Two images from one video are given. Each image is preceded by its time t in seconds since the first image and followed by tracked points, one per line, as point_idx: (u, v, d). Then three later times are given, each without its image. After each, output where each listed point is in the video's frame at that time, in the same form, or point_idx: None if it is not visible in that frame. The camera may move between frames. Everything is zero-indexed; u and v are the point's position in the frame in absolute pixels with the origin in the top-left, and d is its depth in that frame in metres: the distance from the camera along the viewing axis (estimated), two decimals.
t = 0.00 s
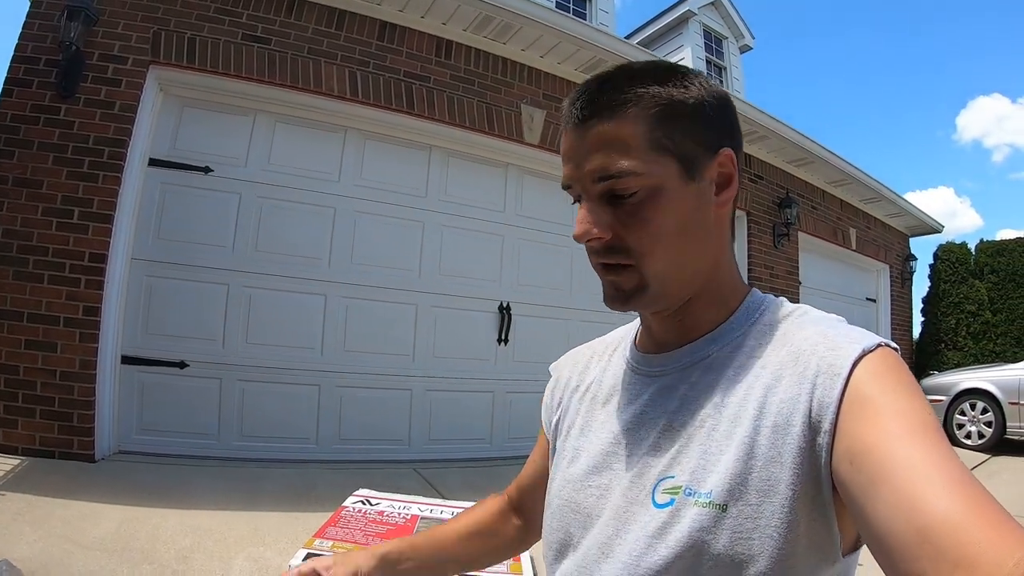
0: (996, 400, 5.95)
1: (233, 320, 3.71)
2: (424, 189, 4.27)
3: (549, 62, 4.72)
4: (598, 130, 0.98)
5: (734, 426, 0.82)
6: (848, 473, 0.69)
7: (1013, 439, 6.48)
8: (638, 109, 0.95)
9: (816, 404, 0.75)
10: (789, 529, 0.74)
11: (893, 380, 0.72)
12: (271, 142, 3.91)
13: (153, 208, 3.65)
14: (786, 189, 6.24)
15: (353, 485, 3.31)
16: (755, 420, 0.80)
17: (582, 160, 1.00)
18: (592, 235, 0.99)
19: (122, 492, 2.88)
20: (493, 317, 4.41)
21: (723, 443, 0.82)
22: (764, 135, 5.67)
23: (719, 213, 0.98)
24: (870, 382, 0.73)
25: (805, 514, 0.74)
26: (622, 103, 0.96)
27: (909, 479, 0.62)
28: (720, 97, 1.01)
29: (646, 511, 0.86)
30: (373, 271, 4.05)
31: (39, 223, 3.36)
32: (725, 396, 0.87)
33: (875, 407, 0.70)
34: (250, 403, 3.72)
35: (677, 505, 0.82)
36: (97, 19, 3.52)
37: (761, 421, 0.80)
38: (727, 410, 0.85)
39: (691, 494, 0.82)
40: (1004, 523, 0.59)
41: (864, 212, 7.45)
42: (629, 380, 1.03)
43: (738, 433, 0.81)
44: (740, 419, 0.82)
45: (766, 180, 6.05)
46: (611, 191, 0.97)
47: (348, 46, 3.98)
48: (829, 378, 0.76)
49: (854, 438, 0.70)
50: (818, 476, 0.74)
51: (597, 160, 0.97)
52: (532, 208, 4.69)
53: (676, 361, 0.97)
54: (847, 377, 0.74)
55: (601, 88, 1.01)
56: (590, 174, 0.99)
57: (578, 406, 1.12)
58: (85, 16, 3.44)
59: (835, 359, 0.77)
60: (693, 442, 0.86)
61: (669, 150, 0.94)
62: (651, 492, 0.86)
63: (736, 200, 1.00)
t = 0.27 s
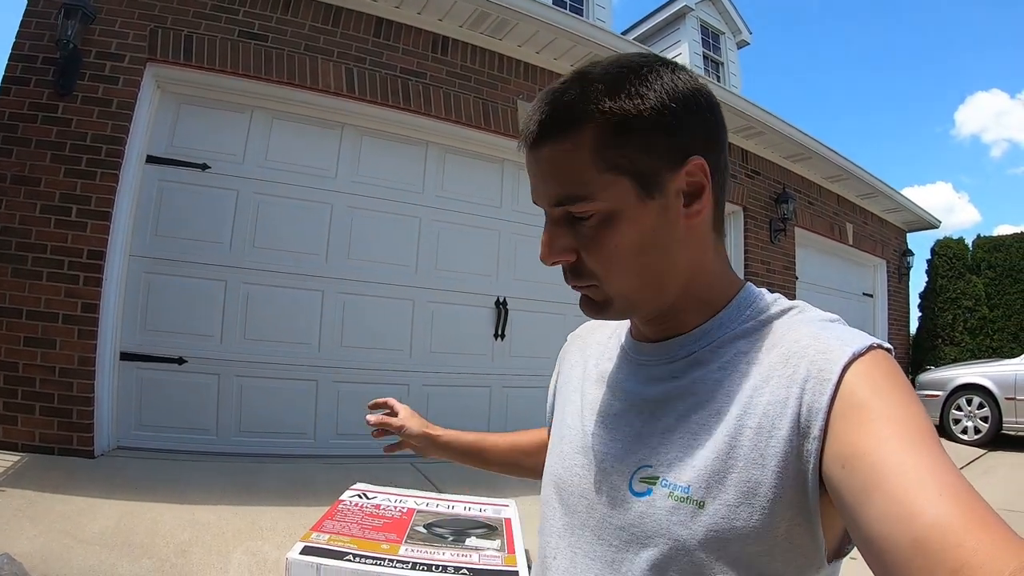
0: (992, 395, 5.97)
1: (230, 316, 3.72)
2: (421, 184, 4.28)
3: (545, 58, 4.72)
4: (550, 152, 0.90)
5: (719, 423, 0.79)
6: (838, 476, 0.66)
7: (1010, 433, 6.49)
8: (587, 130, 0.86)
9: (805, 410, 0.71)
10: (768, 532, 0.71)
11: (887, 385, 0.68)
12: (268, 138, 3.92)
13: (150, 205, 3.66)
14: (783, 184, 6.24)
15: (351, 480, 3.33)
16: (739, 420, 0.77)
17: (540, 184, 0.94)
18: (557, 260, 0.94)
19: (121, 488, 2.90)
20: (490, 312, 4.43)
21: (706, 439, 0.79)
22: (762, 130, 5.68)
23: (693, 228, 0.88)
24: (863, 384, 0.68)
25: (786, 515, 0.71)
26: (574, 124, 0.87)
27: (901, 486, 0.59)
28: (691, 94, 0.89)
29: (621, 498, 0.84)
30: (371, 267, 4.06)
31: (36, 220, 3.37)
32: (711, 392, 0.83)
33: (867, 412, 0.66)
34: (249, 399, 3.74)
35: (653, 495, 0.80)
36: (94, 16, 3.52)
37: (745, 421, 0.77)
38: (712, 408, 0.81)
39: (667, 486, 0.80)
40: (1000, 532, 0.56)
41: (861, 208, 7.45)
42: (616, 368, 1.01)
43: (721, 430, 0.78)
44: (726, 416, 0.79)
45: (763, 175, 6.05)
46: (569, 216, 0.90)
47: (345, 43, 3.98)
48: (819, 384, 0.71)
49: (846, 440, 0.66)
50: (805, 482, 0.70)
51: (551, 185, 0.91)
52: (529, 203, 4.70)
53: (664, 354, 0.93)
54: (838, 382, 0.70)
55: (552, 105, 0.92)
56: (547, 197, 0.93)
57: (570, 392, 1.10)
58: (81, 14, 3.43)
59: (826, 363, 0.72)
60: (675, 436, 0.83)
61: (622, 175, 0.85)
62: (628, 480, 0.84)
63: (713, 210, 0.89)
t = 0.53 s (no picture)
0: (990, 392, 5.99)
1: (231, 311, 3.73)
2: (421, 179, 4.28)
3: (545, 54, 4.73)
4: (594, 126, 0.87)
5: (726, 411, 0.81)
6: (844, 462, 0.67)
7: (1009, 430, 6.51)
8: (635, 106, 0.85)
9: (812, 396, 0.73)
10: (776, 518, 0.72)
11: (894, 373, 0.69)
12: (268, 134, 3.92)
13: (151, 201, 3.66)
14: (782, 181, 6.25)
15: (351, 474, 3.34)
16: (747, 407, 0.78)
17: (580, 155, 0.90)
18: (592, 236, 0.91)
19: (122, 482, 2.90)
20: (490, 308, 4.43)
21: (715, 426, 0.80)
22: (761, 127, 5.69)
23: (723, 209, 0.91)
24: (870, 372, 0.69)
25: (793, 502, 0.72)
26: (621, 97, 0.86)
27: (905, 473, 0.60)
28: (726, 78, 0.92)
29: (630, 485, 0.85)
30: (371, 262, 4.07)
31: (37, 216, 3.37)
32: (716, 380, 0.84)
33: (873, 400, 0.67)
34: (249, 394, 3.74)
35: (661, 482, 0.82)
36: (95, 12, 3.52)
37: (753, 408, 0.78)
38: (721, 395, 0.83)
39: (676, 472, 0.81)
40: (1003, 521, 0.56)
41: (860, 205, 7.46)
42: (628, 356, 1.02)
43: (730, 418, 0.79)
44: (732, 403, 0.80)
45: (762, 172, 6.06)
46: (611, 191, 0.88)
47: (345, 38, 3.99)
48: (826, 370, 0.72)
49: (852, 428, 0.67)
50: (812, 468, 0.71)
51: (595, 161, 0.88)
52: (528, 199, 4.70)
53: (676, 340, 0.94)
54: (844, 368, 0.71)
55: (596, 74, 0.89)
56: (585, 175, 0.90)
57: (581, 379, 1.11)
58: (82, 10, 3.43)
59: (833, 350, 0.74)
60: (685, 423, 0.84)
61: (671, 151, 0.85)
62: (638, 467, 0.86)
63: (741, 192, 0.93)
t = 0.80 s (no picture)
0: (988, 391, 6.00)
1: (229, 314, 3.73)
2: (417, 182, 4.27)
3: (541, 55, 4.73)
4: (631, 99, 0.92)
5: (734, 411, 0.82)
6: (844, 461, 0.69)
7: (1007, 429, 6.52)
8: (665, 82, 0.93)
9: (816, 395, 0.74)
10: (784, 517, 0.73)
11: (895, 375, 0.71)
12: (265, 136, 3.92)
13: (148, 203, 3.66)
14: (779, 181, 6.26)
15: (349, 477, 3.34)
16: (755, 406, 0.79)
17: (614, 134, 0.93)
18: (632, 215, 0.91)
19: (119, 486, 2.89)
20: (487, 310, 4.43)
21: (723, 427, 0.81)
22: (758, 127, 5.69)
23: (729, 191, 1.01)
24: (872, 375, 0.71)
25: (800, 501, 0.73)
26: (648, 75, 0.94)
27: (905, 475, 0.63)
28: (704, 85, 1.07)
29: (639, 485, 0.85)
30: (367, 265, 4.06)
31: (33, 219, 3.36)
32: (724, 379, 0.86)
33: (874, 402, 0.70)
34: (246, 398, 3.74)
35: (671, 482, 0.82)
36: (91, 15, 3.52)
37: (761, 407, 0.79)
38: (728, 396, 0.84)
39: (687, 473, 0.81)
40: (996, 523, 0.59)
41: (857, 205, 7.48)
42: (634, 356, 1.02)
43: (739, 418, 0.80)
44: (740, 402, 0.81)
45: (759, 172, 6.07)
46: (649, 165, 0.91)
47: (341, 40, 3.98)
48: (831, 370, 0.74)
49: (851, 429, 0.69)
50: (816, 466, 0.73)
51: (636, 132, 0.91)
52: (525, 200, 4.70)
53: (684, 340, 0.95)
54: (848, 369, 0.73)
55: (616, 64, 0.96)
56: (623, 148, 0.92)
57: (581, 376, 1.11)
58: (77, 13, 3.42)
59: (837, 351, 0.75)
60: (694, 424, 0.85)
61: (698, 124, 0.94)
62: (646, 467, 0.86)
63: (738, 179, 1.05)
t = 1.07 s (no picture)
0: (987, 390, 6.00)
1: (226, 317, 3.72)
2: (414, 185, 4.27)
3: (538, 58, 4.73)
4: (612, 111, 0.99)
5: (733, 413, 0.82)
6: (843, 459, 0.69)
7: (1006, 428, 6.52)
8: (644, 92, 1.00)
9: (814, 394, 0.74)
10: (787, 519, 0.73)
11: (891, 371, 0.71)
12: (261, 140, 3.91)
13: (145, 208, 3.66)
14: (777, 182, 6.27)
15: (348, 481, 3.33)
16: (753, 408, 0.79)
17: (602, 144, 0.99)
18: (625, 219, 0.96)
19: (117, 491, 2.89)
20: (485, 312, 4.43)
21: (722, 430, 0.81)
22: (755, 128, 5.70)
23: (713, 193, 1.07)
24: (868, 372, 0.71)
25: (803, 504, 0.74)
26: (627, 86, 1.00)
27: (901, 470, 0.62)
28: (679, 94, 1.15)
29: (642, 493, 0.86)
30: (364, 267, 4.06)
31: (29, 224, 3.36)
32: (722, 384, 0.87)
33: (871, 398, 0.69)
34: (244, 402, 3.73)
35: (672, 488, 0.82)
36: (87, 19, 3.51)
37: (759, 409, 0.79)
38: (727, 399, 0.84)
39: (687, 478, 0.82)
40: (994, 518, 0.58)
41: (856, 205, 7.48)
42: (633, 364, 1.04)
43: (738, 421, 0.80)
44: (738, 405, 0.82)
45: (756, 173, 6.08)
46: (638, 170, 0.97)
47: (338, 44, 3.98)
48: (827, 368, 0.74)
49: (849, 426, 0.69)
50: (815, 466, 0.73)
51: (622, 141, 0.98)
52: (522, 202, 4.70)
53: (680, 348, 0.97)
54: (845, 367, 0.73)
55: (596, 79, 1.04)
56: (611, 157, 0.98)
57: (580, 385, 1.13)
58: (73, 17, 3.42)
59: (833, 348, 0.75)
60: (693, 429, 0.85)
61: (678, 128, 1.01)
62: (647, 474, 0.87)
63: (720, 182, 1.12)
